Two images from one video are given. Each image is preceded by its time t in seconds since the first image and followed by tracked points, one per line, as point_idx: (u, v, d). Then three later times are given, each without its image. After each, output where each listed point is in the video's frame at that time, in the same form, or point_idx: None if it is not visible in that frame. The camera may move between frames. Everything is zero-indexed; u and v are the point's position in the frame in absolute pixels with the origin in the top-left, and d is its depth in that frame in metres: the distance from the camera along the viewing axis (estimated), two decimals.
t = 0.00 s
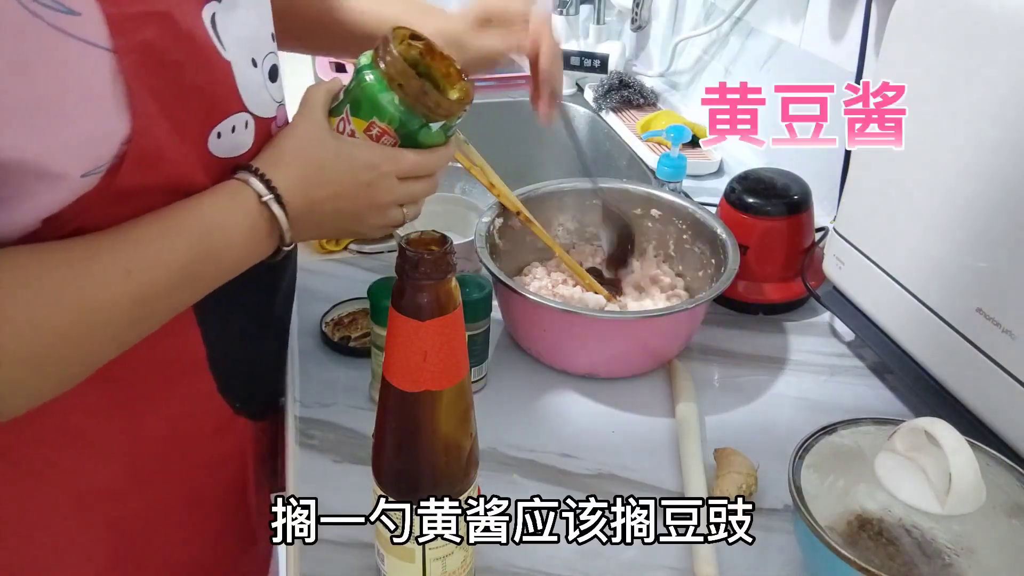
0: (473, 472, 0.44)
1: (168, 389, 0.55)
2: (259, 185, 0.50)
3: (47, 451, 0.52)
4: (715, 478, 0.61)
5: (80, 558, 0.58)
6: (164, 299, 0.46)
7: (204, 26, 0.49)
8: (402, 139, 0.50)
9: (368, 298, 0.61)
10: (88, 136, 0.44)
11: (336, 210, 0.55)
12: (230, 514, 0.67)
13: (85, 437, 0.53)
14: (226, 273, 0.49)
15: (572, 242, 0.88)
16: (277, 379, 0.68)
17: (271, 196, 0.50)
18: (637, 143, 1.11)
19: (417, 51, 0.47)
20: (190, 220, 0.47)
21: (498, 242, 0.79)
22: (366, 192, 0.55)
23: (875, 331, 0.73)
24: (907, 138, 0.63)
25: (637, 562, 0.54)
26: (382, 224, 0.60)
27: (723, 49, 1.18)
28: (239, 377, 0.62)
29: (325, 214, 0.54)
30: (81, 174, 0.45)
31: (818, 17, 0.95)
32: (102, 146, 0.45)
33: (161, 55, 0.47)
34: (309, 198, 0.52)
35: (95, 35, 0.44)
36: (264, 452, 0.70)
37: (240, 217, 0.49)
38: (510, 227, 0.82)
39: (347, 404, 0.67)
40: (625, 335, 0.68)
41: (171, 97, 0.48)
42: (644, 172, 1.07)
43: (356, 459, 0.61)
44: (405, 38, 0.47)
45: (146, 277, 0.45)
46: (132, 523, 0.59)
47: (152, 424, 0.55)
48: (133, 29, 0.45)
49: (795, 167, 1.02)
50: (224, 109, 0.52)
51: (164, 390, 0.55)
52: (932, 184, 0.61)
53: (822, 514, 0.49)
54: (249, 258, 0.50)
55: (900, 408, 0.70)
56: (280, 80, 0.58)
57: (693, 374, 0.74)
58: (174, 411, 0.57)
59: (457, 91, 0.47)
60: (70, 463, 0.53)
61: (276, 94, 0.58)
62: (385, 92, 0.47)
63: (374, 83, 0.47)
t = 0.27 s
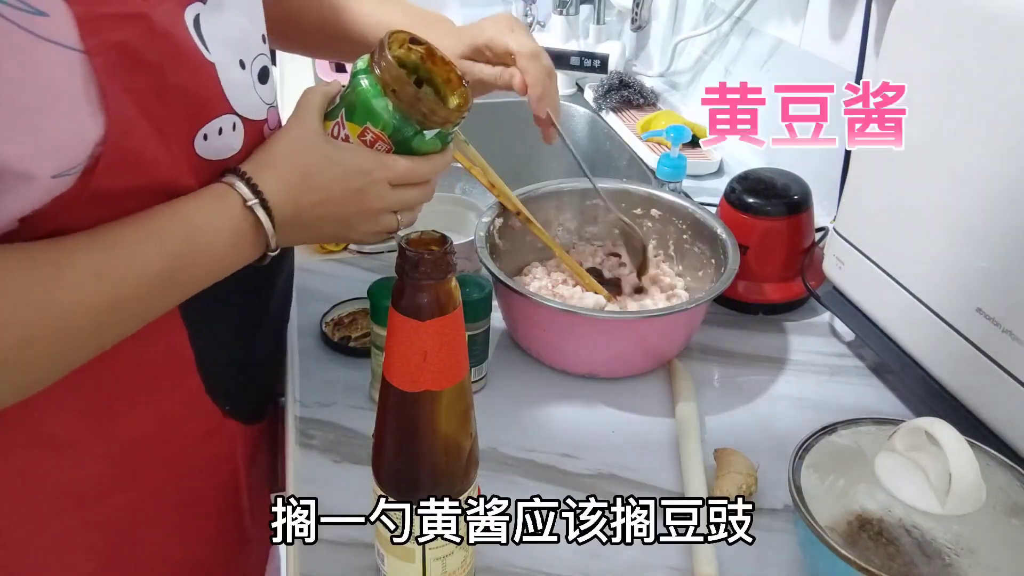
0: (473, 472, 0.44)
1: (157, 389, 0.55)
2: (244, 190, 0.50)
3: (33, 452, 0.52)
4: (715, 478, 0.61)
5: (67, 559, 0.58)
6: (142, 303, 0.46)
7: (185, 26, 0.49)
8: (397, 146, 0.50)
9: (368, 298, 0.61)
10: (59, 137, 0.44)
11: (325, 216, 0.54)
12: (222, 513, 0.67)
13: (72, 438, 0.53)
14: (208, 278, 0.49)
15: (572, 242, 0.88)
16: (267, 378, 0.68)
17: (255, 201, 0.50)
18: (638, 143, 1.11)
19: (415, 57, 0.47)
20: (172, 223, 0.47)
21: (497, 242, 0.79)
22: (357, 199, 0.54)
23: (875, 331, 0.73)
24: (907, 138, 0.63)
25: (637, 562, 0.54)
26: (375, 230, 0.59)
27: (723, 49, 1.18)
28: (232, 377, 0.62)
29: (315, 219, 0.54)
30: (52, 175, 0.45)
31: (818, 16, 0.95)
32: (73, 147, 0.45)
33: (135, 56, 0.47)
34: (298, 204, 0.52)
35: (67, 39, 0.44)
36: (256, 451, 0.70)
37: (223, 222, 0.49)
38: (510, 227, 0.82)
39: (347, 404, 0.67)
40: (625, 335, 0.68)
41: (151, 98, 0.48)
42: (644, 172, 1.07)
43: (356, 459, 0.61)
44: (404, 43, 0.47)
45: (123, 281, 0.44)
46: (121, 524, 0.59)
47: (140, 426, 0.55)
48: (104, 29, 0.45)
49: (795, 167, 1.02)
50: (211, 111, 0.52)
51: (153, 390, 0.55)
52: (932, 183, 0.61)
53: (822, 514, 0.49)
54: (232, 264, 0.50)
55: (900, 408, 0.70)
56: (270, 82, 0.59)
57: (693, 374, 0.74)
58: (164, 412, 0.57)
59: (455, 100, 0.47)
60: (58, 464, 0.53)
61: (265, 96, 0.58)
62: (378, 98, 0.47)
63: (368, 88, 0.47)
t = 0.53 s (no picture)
0: (473, 473, 0.44)
1: (164, 388, 0.55)
2: (259, 187, 0.50)
3: (45, 452, 0.52)
4: (715, 478, 0.61)
5: (77, 557, 0.58)
6: (160, 299, 0.46)
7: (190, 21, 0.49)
8: (412, 143, 0.50)
9: (368, 298, 0.61)
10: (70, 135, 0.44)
11: (340, 213, 0.54)
12: (228, 512, 0.67)
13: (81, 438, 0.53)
14: (225, 275, 0.49)
15: (572, 242, 0.88)
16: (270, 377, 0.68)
17: (272, 197, 0.50)
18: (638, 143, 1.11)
19: (432, 54, 0.47)
20: (188, 220, 0.47)
21: (498, 242, 0.79)
22: (372, 196, 0.54)
23: (875, 331, 0.73)
24: (908, 138, 0.63)
25: (638, 562, 0.54)
26: (393, 229, 0.58)
27: (723, 49, 1.18)
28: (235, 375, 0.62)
29: (330, 218, 0.54)
30: (65, 172, 0.45)
31: (818, 17, 0.95)
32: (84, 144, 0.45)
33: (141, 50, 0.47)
34: (313, 202, 0.52)
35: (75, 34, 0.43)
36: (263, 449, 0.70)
37: (239, 219, 0.49)
38: (510, 227, 0.81)
39: (347, 404, 0.67)
40: (626, 335, 0.68)
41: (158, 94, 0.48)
42: (643, 172, 1.07)
43: (355, 459, 0.61)
44: (420, 40, 0.47)
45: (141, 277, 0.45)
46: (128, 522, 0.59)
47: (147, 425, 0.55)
48: (109, 24, 0.45)
49: (795, 167, 1.02)
50: (218, 107, 0.52)
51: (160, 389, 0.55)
52: (933, 184, 0.61)
53: (822, 515, 0.49)
54: (248, 260, 0.50)
55: (900, 408, 0.70)
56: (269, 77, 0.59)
57: (693, 374, 0.74)
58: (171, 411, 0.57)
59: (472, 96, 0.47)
60: (67, 464, 0.53)
61: (266, 90, 0.59)
62: (395, 96, 0.46)
63: (384, 86, 0.46)
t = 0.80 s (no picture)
0: (473, 473, 0.44)
1: (180, 384, 0.56)
2: (287, 179, 0.51)
3: (65, 451, 0.52)
4: (715, 478, 0.61)
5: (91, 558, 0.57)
6: (197, 293, 0.46)
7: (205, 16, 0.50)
8: (430, 130, 0.49)
9: (368, 298, 0.61)
10: (103, 132, 0.44)
11: (365, 202, 0.54)
12: (236, 509, 0.67)
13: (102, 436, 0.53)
14: (258, 267, 0.49)
15: (572, 242, 0.88)
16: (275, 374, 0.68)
17: (299, 186, 0.51)
18: (637, 143, 1.11)
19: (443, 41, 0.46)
20: (220, 214, 0.47)
21: (498, 242, 0.79)
22: (395, 184, 0.53)
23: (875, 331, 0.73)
24: (908, 138, 0.63)
25: (638, 562, 0.54)
26: (418, 219, 0.58)
27: (723, 49, 1.18)
28: (244, 371, 0.62)
29: (356, 208, 0.54)
30: (98, 168, 0.45)
31: (818, 17, 0.95)
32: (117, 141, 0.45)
33: (168, 46, 0.47)
34: (339, 193, 0.52)
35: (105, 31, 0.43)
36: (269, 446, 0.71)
37: (269, 210, 0.49)
38: (509, 227, 0.81)
39: (347, 404, 0.67)
40: (626, 335, 0.68)
41: (181, 90, 0.49)
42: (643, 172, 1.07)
43: (355, 459, 0.61)
44: (430, 33, 0.45)
45: (178, 270, 0.45)
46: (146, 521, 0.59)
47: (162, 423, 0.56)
48: (139, 20, 0.45)
49: (795, 167, 1.02)
50: (235, 102, 0.53)
51: (177, 385, 0.55)
52: (934, 183, 0.61)
53: (821, 514, 0.49)
54: (281, 252, 0.50)
55: (900, 408, 0.70)
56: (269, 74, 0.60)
57: (693, 374, 0.74)
58: (185, 407, 0.57)
59: (485, 79, 0.45)
60: (90, 464, 0.54)
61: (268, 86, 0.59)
62: (408, 85, 0.46)
63: (397, 76, 0.45)
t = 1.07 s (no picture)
0: (473, 472, 0.44)
1: (190, 385, 0.56)
2: (288, 170, 0.51)
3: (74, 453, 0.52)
4: (715, 478, 0.61)
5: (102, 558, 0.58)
6: (209, 286, 0.46)
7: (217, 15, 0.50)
8: (426, 117, 0.49)
9: (368, 298, 0.61)
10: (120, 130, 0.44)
11: (367, 192, 0.54)
12: (246, 509, 0.67)
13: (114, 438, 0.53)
14: (266, 259, 0.49)
15: (572, 242, 0.88)
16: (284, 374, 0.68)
17: (299, 176, 0.51)
18: (637, 143, 1.11)
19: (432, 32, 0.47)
20: (226, 208, 0.47)
21: (498, 242, 0.79)
22: (395, 172, 0.54)
23: (875, 331, 0.73)
24: (907, 138, 0.63)
25: (638, 562, 0.54)
26: (418, 207, 0.59)
27: (723, 49, 1.18)
28: (252, 371, 0.62)
29: (358, 198, 0.54)
30: (116, 167, 0.45)
31: (818, 17, 0.95)
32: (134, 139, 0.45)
33: (185, 45, 0.47)
34: (342, 184, 0.53)
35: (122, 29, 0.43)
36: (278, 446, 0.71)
37: (275, 202, 0.49)
38: (509, 227, 0.81)
39: (347, 404, 0.67)
40: (625, 335, 0.68)
41: (196, 89, 0.48)
42: (643, 172, 1.07)
43: (355, 459, 0.61)
44: (417, 25, 0.47)
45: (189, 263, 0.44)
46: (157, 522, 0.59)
47: (170, 424, 0.56)
48: (158, 18, 0.45)
49: (795, 167, 1.02)
50: (246, 99, 0.53)
51: (186, 387, 0.55)
52: (934, 184, 0.61)
53: (821, 514, 0.49)
54: (288, 243, 0.50)
55: (900, 408, 0.70)
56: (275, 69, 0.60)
57: (693, 374, 0.74)
58: (195, 408, 0.57)
59: (476, 65, 0.46)
60: (100, 466, 0.53)
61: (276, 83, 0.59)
62: (399, 72, 0.46)
63: (387, 64, 0.46)
